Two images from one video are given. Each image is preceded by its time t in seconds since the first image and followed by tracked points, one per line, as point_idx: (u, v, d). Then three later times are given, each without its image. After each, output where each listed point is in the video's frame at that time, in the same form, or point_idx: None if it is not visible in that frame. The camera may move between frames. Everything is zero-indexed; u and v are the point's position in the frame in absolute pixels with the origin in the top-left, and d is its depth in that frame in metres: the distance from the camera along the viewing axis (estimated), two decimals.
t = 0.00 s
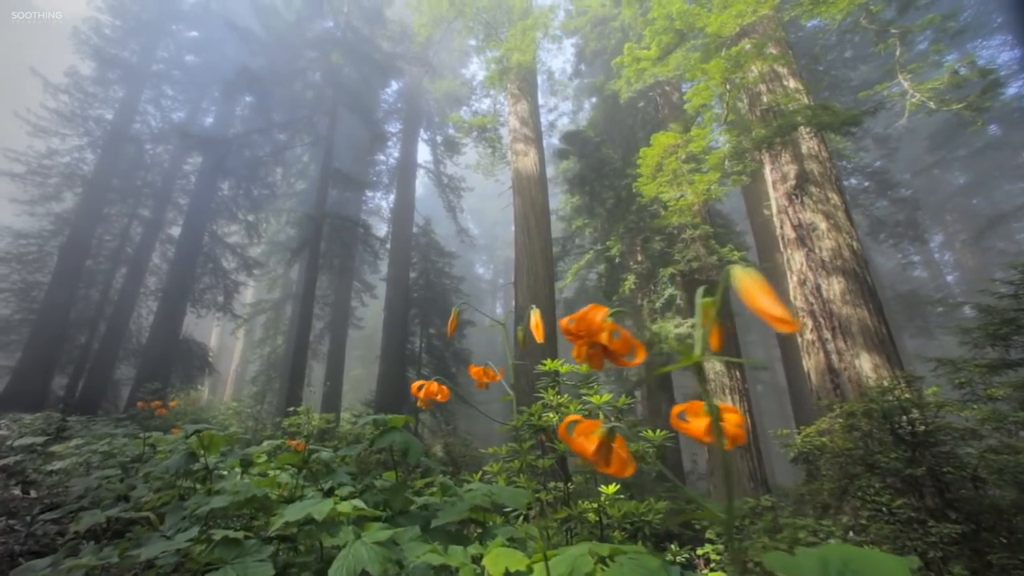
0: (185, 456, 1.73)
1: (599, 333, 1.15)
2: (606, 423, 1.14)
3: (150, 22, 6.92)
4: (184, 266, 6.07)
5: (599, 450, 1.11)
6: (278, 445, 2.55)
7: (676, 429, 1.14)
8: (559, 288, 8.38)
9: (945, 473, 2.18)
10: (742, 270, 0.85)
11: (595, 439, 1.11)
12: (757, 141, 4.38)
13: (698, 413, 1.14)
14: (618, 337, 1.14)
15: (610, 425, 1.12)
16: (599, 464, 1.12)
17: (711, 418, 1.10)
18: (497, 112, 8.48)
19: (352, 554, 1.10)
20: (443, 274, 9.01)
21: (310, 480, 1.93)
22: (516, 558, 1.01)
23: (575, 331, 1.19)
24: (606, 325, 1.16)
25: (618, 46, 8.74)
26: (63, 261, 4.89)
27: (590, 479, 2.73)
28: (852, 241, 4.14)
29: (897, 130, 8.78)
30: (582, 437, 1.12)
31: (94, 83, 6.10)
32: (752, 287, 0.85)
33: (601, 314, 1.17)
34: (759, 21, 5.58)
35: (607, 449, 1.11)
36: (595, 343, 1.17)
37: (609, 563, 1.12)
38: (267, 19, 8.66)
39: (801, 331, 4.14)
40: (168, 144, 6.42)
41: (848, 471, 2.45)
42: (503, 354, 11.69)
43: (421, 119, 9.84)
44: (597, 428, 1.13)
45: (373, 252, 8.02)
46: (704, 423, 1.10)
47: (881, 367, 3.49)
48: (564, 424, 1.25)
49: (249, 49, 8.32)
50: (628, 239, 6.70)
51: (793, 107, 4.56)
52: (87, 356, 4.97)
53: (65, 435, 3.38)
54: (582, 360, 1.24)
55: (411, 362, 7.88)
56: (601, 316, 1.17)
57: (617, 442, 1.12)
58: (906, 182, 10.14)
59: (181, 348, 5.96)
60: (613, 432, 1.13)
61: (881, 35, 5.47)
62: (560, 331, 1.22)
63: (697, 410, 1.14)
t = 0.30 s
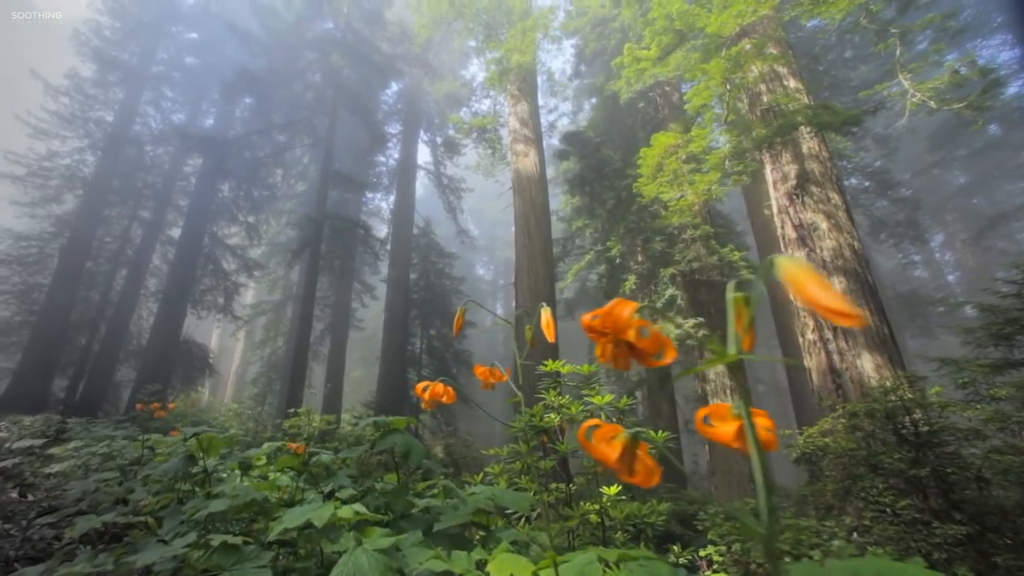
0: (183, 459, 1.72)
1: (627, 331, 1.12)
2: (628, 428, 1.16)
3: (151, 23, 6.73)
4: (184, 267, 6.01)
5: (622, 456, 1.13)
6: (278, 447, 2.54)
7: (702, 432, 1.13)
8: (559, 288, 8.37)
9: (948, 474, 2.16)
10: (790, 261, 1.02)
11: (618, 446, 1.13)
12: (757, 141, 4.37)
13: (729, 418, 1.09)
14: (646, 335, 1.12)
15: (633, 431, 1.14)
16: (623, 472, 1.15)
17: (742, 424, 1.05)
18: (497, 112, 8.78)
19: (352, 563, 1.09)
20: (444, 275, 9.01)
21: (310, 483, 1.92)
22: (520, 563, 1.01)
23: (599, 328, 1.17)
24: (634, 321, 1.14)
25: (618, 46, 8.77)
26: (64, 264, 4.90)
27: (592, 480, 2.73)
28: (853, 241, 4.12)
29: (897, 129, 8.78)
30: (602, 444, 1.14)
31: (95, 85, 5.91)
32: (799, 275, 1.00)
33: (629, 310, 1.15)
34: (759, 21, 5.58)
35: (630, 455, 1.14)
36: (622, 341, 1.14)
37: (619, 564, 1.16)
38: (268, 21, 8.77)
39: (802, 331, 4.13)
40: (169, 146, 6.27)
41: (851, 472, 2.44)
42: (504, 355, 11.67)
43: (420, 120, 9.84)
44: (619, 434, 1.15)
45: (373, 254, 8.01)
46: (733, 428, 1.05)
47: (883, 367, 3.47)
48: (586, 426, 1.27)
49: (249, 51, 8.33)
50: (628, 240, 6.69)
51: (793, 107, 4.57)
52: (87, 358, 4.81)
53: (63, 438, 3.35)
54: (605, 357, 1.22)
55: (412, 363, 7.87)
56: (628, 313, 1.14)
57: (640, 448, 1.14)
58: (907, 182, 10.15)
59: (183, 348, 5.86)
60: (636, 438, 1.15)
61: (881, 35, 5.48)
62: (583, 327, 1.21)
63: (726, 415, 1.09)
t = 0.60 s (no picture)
0: (182, 462, 1.71)
1: (657, 331, 1.08)
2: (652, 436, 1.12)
3: (151, 26, 6.70)
4: (184, 269, 5.99)
5: (647, 468, 1.09)
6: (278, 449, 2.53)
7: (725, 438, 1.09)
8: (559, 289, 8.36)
9: (952, 475, 2.15)
10: (837, 248, 0.90)
11: (643, 457, 1.09)
12: (757, 141, 4.37)
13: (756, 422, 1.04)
14: (677, 335, 1.06)
15: (657, 440, 1.10)
16: (647, 485, 1.11)
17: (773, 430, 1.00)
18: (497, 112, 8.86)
19: (353, 571, 1.08)
20: (444, 276, 9.02)
21: (310, 486, 1.91)
22: (526, 569, 1.00)
23: (626, 327, 1.12)
24: (664, 320, 1.09)
25: (618, 47, 8.78)
26: (65, 266, 4.86)
27: (593, 482, 2.72)
28: (854, 241, 4.11)
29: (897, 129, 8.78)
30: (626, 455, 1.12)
31: (95, 87, 5.92)
32: (852, 265, 0.88)
33: (660, 308, 1.09)
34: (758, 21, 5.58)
35: (656, 466, 1.10)
36: (651, 341, 1.10)
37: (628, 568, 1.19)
38: (268, 23, 8.78)
39: (803, 331, 4.12)
40: (169, 148, 6.24)
41: (853, 472, 2.41)
42: (504, 356, 11.64)
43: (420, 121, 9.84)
44: (643, 443, 1.11)
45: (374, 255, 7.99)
46: (763, 436, 1.00)
47: (884, 367, 3.46)
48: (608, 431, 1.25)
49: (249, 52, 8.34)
50: (628, 240, 6.67)
51: (793, 107, 4.57)
52: (87, 360, 4.80)
53: (62, 440, 3.33)
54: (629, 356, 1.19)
55: (412, 364, 7.85)
56: (658, 311, 1.09)
57: (665, 460, 1.10)
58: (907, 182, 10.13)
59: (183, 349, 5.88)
60: (661, 448, 1.11)
61: (881, 35, 5.48)
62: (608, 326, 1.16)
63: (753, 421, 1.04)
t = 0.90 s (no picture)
0: (181, 465, 1.70)
1: (692, 332, 0.97)
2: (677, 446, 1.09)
3: (151, 28, 6.74)
4: (184, 270, 5.89)
5: (675, 479, 1.07)
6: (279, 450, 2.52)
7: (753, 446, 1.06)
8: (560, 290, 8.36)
9: (956, 476, 2.14)
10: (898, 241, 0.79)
11: (669, 469, 1.07)
12: (758, 141, 4.36)
13: (789, 430, 1.00)
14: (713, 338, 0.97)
15: (683, 451, 1.07)
16: (675, 496, 1.08)
17: (806, 438, 0.97)
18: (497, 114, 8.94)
19: None
20: (444, 277, 9.01)
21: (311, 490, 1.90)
22: None
23: (656, 329, 1.01)
24: (700, 320, 0.98)
25: (618, 47, 8.79)
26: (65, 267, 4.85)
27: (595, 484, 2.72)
28: (855, 240, 4.10)
29: (897, 129, 8.78)
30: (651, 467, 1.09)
31: (95, 88, 5.90)
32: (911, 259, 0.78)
33: (695, 308, 0.99)
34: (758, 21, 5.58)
35: (682, 477, 1.08)
36: (685, 343, 0.99)
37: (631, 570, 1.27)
38: (268, 24, 8.79)
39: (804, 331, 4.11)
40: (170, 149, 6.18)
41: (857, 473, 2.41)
42: (505, 357, 11.60)
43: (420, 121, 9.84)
44: (668, 453, 1.08)
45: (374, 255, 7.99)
46: (798, 444, 0.97)
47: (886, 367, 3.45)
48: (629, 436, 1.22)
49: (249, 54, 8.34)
50: (629, 240, 6.66)
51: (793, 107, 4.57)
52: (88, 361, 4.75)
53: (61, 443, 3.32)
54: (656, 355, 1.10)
55: (412, 365, 7.70)
56: (693, 310, 0.98)
57: (690, 470, 1.08)
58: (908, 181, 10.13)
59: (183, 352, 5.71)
60: (687, 458, 1.09)
61: (881, 34, 5.48)
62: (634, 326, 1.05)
63: (785, 428, 1.00)
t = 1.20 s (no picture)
0: (181, 468, 1.69)
1: (733, 334, 1.05)
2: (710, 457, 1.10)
3: (152, 30, 6.76)
4: (184, 272, 5.72)
5: (708, 492, 1.07)
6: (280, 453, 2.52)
7: (788, 455, 1.06)
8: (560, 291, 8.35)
9: (960, 478, 2.13)
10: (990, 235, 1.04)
11: (703, 481, 1.08)
12: (758, 141, 4.36)
13: (825, 439, 0.98)
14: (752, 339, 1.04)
15: (717, 464, 1.08)
16: (709, 509, 1.09)
17: (847, 447, 0.96)
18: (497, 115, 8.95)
19: None
20: (444, 278, 9.02)
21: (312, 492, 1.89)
22: None
23: (694, 329, 1.08)
24: (740, 323, 1.05)
25: (618, 48, 8.78)
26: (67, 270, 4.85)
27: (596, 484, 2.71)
28: (856, 241, 4.09)
29: (898, 129, 8.77)
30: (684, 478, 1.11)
31: (95, 90, 5.94)
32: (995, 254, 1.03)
33: (736, 309, 1.05)
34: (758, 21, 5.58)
35: (716, 491, 1.07)
36: (723, 344, 1.07)
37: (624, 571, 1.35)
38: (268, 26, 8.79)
39: (806, 331, 4.11)
40: (170, 151, 6.18)
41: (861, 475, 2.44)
42: (505, 358, 11.58)
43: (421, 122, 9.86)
44: (702, 466, 1.09)
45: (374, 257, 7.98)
46: (837, 453, 0.96)
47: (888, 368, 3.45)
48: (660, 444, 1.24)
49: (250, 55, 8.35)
50: (629, 241, 6.65)
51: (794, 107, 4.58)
52: (88, 364, 4.76)
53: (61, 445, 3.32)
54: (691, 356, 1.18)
55: (413, 366, 7.62)
56: (733, 312, 1.04)
57: (724, 484, 1.08)
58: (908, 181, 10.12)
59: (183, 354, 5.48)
60: (720, 471, 1.09)
61: (881, 34, 5.47)
62: (671, 326, 1.13)
63: (819, 437, 0.99)
